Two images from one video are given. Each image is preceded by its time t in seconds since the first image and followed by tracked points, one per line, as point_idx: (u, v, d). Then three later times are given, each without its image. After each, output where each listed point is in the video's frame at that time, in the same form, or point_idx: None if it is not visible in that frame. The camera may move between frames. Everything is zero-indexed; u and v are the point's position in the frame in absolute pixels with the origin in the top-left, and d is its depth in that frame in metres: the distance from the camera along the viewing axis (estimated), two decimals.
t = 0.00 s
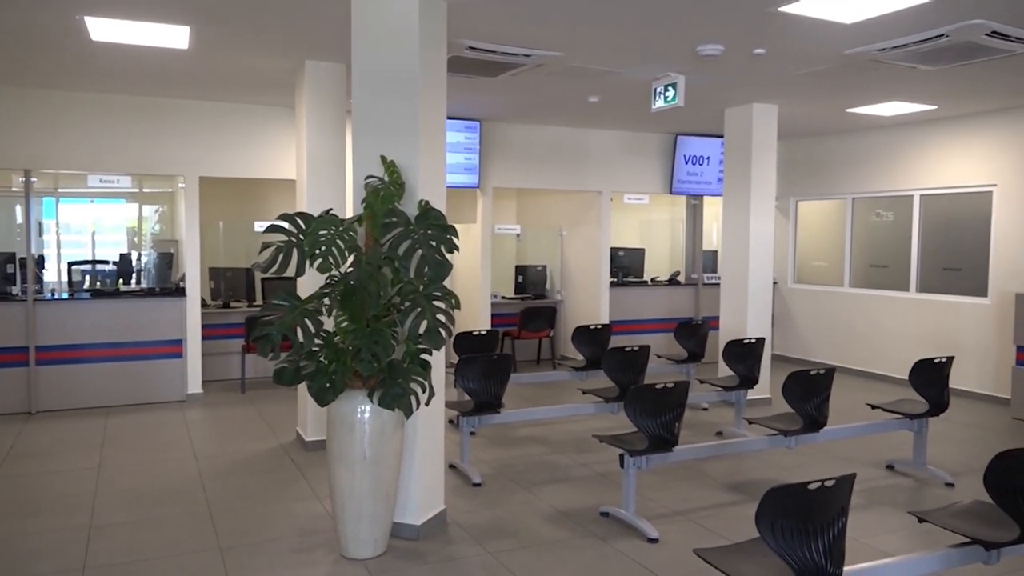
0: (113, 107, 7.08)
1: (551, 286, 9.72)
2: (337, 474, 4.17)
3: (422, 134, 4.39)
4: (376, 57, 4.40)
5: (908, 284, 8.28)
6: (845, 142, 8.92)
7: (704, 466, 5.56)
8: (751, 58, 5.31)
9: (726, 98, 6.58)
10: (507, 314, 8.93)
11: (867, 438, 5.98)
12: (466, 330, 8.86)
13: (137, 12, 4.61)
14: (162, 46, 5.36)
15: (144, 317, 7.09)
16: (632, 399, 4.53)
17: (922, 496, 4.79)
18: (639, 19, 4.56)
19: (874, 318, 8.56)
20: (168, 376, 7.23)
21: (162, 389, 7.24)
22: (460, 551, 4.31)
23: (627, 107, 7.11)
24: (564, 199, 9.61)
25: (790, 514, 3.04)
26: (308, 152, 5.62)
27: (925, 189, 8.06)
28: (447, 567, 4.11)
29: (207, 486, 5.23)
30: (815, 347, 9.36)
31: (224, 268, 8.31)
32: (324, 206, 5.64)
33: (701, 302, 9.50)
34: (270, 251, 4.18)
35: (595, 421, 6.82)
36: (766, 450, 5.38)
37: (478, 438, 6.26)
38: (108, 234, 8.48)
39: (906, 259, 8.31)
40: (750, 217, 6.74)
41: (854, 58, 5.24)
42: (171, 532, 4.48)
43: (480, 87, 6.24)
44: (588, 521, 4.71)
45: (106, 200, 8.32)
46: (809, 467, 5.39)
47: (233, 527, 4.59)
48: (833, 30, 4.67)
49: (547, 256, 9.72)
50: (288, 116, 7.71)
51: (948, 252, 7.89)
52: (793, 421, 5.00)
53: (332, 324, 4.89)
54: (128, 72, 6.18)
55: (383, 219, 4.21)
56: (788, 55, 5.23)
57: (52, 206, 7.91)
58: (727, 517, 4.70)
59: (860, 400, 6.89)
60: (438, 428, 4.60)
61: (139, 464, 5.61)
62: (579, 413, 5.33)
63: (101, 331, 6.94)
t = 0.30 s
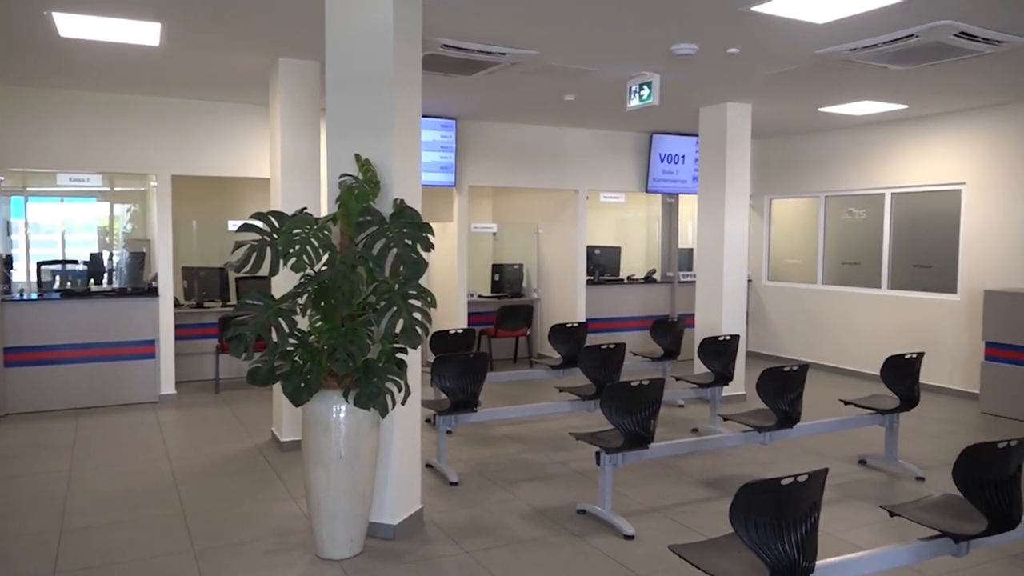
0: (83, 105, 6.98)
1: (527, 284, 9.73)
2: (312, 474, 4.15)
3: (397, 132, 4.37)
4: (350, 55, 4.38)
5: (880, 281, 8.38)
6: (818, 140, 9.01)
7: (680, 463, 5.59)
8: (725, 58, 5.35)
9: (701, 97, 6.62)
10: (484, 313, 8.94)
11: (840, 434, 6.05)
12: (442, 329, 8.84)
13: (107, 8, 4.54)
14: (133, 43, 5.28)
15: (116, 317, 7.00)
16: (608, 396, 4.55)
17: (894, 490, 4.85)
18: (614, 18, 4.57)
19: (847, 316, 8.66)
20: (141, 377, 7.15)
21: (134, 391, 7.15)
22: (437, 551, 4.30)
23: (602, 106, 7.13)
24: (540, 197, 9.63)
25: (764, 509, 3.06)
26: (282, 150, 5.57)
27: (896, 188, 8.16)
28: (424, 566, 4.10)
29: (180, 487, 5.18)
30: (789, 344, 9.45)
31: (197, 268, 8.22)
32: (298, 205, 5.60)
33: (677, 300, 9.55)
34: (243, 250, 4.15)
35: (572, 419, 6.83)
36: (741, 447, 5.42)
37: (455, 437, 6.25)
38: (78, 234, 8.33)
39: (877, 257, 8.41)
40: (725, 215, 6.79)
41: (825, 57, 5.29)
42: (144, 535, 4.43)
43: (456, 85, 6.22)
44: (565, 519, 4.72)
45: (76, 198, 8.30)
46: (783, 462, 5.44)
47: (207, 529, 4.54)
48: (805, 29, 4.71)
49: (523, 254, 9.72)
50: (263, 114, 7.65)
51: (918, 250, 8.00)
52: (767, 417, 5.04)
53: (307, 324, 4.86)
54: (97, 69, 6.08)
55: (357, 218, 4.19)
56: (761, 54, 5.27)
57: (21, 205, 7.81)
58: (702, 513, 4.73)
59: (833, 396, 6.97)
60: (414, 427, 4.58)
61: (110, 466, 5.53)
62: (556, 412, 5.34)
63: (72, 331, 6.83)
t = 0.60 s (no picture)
0: (47, 101, 6.86)
1: (501, 283, 9.73)
2: (283, 475, 4.11)
3: (368, 130, 4.35)
4: (321, 53, 4.35)
5: (848, 279, 8.49)
6: (788, 140, 9.10)
7: (652, 460, 5.63)
8: (696, 57, 5.38)
9: (672, 96, 6.66)
10: (458, 311, 8.92)
11: (809, 430, 6.12)
12: (414, 327, 8.82)
13: (71, 3, 4.47)
14: (98, 39, 5.20)
15: (82, 317, 6.88)
16: (580, 394, 4.56)
17: (862, 485, 4.92)
18: (584, 17, 4.58)
19: (816, 313, 8.77)
20: (109, 378, 7.04)
21: (102, 392, 7.04)
22: (410, 550, 4.29)
23: (575, 105, 7.15)
24: (512, 196, 9.64)
25: (734, 505, 3.08)
26: (251, 148, 5.52)
27: (864, 187, 8.27)
28: (397, 566, 4.08)
29: (148, 490, 5.11)
30: (760, 341, 9.55)
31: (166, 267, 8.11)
32: (268, 204, 5.55)
33: (649, 298, 9.60)
34: (212, 249, 4.10)
35: (545, 417, 6.84)
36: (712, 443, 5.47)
37: (428, 436, 6.23)
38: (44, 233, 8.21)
39: (846, 255, 8.53)
40: (696, 214, 6.84)
41: (795, 57, 5.34)
42: (111, 538, 4.36)
43: (428, 83, 6.20)
44: (538, 517, 4.73)
45: (40, 197, 8.06)
46: (754, 458, 5.50)
47: (176, 531, 4.49)
48: (774, 29, 4.76)
49: (496, 253, 9.71)
50: (233, 112, 7.57)
51: (886, 248, 8.12)
52: (737, 413, 5.09)
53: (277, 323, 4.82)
54: (61, 65, 5.98)
55: (328, 216, 4.16)
56: (731, 54, 5.31)
57: None
58: (674, 510, 4.76)
59: (802, 392, 7.05)
60: (387, 426, 4.56)
61: (76, 469, 5.44)
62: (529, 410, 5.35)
63: (38, 332, 6.71)
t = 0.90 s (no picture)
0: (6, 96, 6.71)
1: (472, 280, 9.73)
2: (251, 474, 4.07)
3: (336, 126, 4.31)
4: (287, 48, 4.30)
5: (814, 275, 8.61)
6: (756, 137, 9.20)
7: (623, 455, 5.66)
8: (665, 55, 5.41)
9: (641, 94, 6.70)
10: (428, 309, 8.88)
11: (777, 424, 6.20)
12: (384, 325, 8.78)
13: None
14: (58, 32, 5.10)
15: (45, 317, 6.75)
16: (551, 390, 4.57)
17: (828, 477, 5.00)
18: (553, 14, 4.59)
19: (784, 308, 8.88)
20: (72, 378, 6.92)
21: (65, 392, 6.91)
22: (381, 548, 4.27)
23: (545, 102, 7.15)
24: (483, 192, 9.64)
25: (701, 499, 3.11)
26: (217, 144, 5.46)
27: (830, 184, 8.38)
28: (367, 564, 4.06)
29: (113, 490, 5.03)
30: (728, 337, 9.65)
31: (131, 265, 7.98)
32: (235, 201, 5.49)
33: (619, 295, 9.65)
34: (177, 246, 4.04)
35: (516, 414, 6.85)
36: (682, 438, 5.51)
37: (398, 434, 6.21)
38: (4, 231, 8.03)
39: (813, 251, 8.63)
40: (665, 210, 6.89)
41: (762, 56, 5.40)
42: (74, 540, 4.28)
43: (397, 79, 6.16)
44: (509, 513, 4.74)
45: (0, 193, 7.92)
46: (723, 453, 5.55)
47: (142, 532, 4.42)
48: (740, 28, 4.80)
49: (466, 250, 9.71)
50: (200, 107, 7.47)
51: (851, 243, 8.24)
52: (706, 408, 5.13)
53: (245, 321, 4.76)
54: (19, 58, 5.84)
55: (296, 213, 4.11)
56: (698, 52, 5.34)
57: None
58: (644, 504, 4.80)
59: (770, 387, 7.13)
60: (357, 424, 4.54)
61: (37, 471, 5.34)
62: (500, 406, 5.35)
63: None
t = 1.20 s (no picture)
0: None
1: (447, 277, 9.71)
2: (224, 475, 4.03)
3: (307, 124, 4.28)
4: (257, 45, 4.26)
5: (786, 270, 8.70)
6: (728, 134, 9.27)
7: (599, 451, 5.68)
8: (637, 52, 5.43)
9: (614, 91, 6.72)
10: (403, 307, 8.85)
11: (750, 418, 6.26)
12: (359, 323, 8.74)
13: None
14: (21, 29, 5.00)
15: (11, 318, 6.64)
16: (526, 387, 4.57)
17: (800, 470, 5.05)
18: (524, 11, 4.59)
19: (757, 303, 8.96)
20: (39, 380, 6.80)
21: (33, 394, 6.79)
22: (356, 548, 4.25)
23: (518, 99, 7.14)
24: (457, 189, 9.62)
25: (675, 493, 3.13)
26: (186, 142, 5.39)
27: (801, 180, 8.47)
28: (342, 564, 4.04)
29: (82, 493, 4.96)
30: (702, 332, 9.72)
31: (100, 265, 7.85)
32: (206, 200, 5.43)
33: (594, 292, 9.68)
34: (146, 245, 3.98)
35: (492, 411, 6.85)
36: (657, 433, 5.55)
37: (373, 433, 6.18)
38: None
39: (784, 246, 8.72)
40: (639, 207, 6.92)
41: (733, 53, 5.44)
42: (42, 545, 4.21)
43: (368, 76, 6.12)
44: (485, 511, 4.74)
45: None
46: (697, 447, 5.60)
47: (113, 536, 4.36)
48: (710, 25, 4.83)
49: (441, 248, 9.71)
50: (169, 104, 7.38)
51: (822, 239, 8.33)
52: (680, 403, 5.16)
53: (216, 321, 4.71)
54: None
55: (268, 211, 4.06)
56: (670, 49, 5.37)
57: None
58: (619, 500, 4.82)
59: (743, 381, 7.20)
60: (331, 424, 4.51)
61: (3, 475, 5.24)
62: (475, 404, 5.35)
63: None
